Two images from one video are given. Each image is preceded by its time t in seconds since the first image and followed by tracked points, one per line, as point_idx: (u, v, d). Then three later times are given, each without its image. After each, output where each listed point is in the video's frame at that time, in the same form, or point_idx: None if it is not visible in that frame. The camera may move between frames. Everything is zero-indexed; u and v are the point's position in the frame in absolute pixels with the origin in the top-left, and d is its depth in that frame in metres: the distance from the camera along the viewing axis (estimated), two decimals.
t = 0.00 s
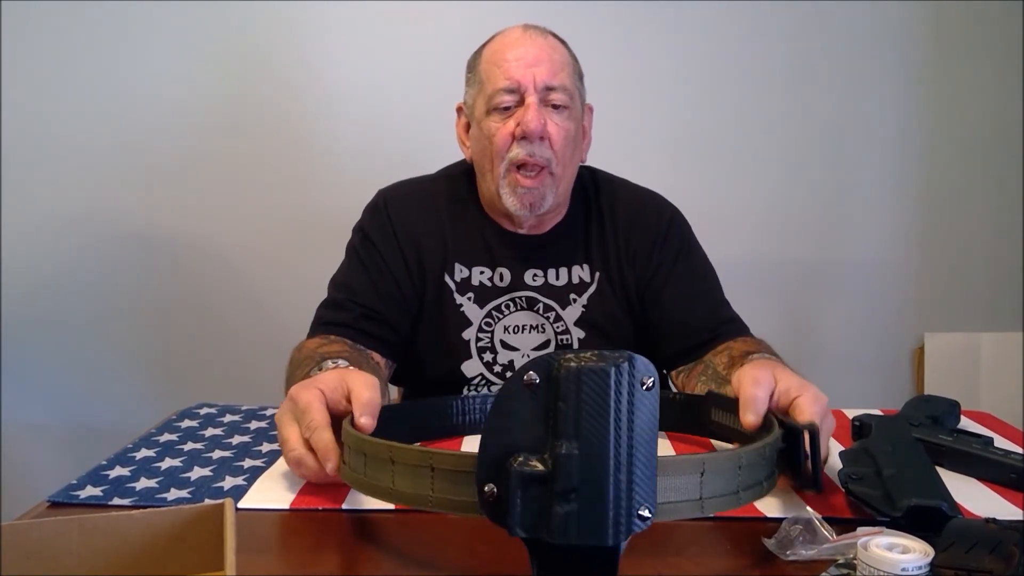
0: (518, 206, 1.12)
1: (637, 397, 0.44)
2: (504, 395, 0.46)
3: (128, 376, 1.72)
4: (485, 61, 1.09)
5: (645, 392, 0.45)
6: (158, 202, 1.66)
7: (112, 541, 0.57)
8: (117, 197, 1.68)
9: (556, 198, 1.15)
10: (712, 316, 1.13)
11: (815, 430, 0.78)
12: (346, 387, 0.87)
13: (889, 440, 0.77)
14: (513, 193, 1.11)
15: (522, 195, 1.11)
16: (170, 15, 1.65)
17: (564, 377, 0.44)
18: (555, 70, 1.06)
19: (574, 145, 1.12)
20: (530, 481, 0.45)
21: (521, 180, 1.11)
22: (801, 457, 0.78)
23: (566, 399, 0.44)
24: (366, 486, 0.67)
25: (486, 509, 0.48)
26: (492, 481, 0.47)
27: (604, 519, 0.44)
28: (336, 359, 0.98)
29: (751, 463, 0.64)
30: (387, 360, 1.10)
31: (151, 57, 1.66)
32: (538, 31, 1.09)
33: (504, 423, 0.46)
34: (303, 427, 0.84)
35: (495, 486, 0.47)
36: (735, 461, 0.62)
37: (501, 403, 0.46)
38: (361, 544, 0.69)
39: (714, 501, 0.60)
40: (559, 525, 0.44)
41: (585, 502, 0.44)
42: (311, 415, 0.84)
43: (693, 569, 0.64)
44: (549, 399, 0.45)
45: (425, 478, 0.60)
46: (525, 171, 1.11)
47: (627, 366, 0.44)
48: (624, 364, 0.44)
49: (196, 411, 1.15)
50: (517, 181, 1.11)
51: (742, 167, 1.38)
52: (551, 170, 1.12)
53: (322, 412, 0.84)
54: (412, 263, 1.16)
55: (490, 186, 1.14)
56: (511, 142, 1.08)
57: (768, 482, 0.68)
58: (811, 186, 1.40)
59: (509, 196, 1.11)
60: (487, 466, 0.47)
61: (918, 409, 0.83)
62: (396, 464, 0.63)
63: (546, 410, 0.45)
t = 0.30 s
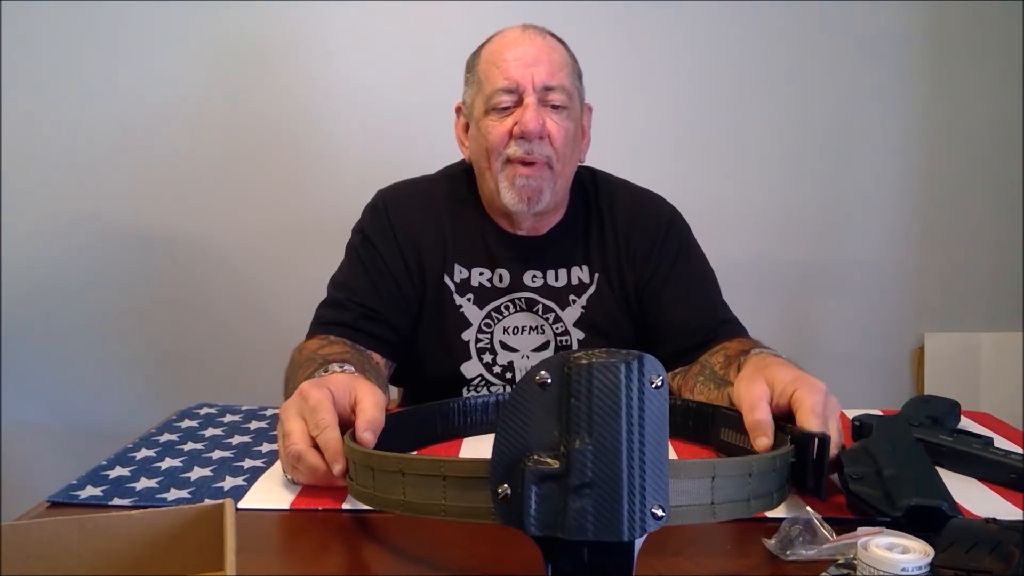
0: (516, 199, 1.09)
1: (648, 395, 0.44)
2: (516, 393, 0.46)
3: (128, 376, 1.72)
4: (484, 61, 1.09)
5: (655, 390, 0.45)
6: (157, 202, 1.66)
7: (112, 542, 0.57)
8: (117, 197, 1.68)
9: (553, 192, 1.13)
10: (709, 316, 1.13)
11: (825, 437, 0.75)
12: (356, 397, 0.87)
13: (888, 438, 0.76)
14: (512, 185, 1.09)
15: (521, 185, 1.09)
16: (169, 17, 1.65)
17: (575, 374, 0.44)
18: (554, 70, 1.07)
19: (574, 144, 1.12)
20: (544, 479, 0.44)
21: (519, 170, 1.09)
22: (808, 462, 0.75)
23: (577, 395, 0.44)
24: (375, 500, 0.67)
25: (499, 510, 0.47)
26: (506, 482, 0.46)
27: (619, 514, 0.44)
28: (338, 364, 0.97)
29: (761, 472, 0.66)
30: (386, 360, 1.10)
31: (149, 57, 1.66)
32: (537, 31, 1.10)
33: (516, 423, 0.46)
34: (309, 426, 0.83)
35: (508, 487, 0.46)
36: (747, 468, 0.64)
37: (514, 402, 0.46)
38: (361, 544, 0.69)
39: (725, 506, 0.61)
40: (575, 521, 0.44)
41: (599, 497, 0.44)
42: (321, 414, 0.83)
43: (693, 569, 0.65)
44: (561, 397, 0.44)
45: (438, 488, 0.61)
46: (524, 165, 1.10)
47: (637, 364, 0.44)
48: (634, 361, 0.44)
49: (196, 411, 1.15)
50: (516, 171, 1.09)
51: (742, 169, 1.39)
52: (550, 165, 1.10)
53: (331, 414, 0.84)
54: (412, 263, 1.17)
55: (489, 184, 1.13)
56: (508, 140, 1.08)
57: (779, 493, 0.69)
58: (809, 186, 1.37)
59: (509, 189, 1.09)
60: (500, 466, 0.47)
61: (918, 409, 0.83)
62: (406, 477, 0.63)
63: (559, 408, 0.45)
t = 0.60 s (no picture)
0: (519, 196, 1.10)
1: (657, 397, 0.43)
2: (523, 393, 0.45)
3: (128, 376, 1.72)
4: (486, 61, 1.09)
5: (663, 392, 0.44)
6: (156, 203, 1.67)
7: (113, 541, 0.57)
8: (118, 198, 1.68)
9: (555, 192, 1.13)
10: (710, 316, 1.12)
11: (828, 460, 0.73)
12: (359, 398, 0.88)
13: (888, 437, 0.75)
14: (514, 182, 1.10)
15: (524, 183, 1.10)
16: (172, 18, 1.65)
17: (583, 375, 0.43)
18: (556, 72, 1.06)
19: (575, 146, 1.13)
20: (551, 482, 0.43)
21: (521, 171, 1.10)
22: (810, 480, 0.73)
23: (585, 397, 0.43)
24: (379, 502, 0.67)
25: (504, 509, 0.46)
26: (512, 482, 0.46)
27: (625, 516, 0.43)
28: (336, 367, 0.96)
29: (766, 477, 0.65)
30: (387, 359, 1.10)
31: (149, 58, 1.66)
32: (539, 31, 1.09)
33: (523, 424, 0.45)
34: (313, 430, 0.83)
35: (514, 488, 0.46)
36: (752, 474, 0.63)
37: (521, 401, 0.45)
38: (363, 544, 0.69)
39: (730, 511, 0.61)
40: (580, 523, 0.43)
41: (606, 499, 0.43)
42: (325, 416, 0.83)
43: (691, 569, 0.65)
44: (568, 399, 0.43)
45: (442, 489, 0.60)
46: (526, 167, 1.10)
47: (646, 366, 0.43)
48: (643, 363, 0.43)
49: (196, 411, 1.15)
50: (517, 171, 1.10)
51: (742, 167, 1.39)
52: (552, 166, 1.11)
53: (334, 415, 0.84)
54: (413, 264, 1.17)
55: (490, 184, 1.14)
56: (510, 141, 1.09)
57: (783, 499, 0.68)
58: (811, 184, 1.38)
59: (510, 186, 1.10)
60: (505, 466, 0.46)
61: (920, 409, 0.83)
62: (411, 478, 0.63)
63: (566, 409, 0.44)
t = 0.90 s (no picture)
0: (517, 201, 1.12)
1: (644, 395, 0.46)
2: (514, 395, 0.47)
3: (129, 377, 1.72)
4: (488, 60, 1.09)
5: (651, 390, 0.46)
6: (156, 203, 1.67)
7: (114, 541, 0.57)
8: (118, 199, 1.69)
9: (555, 195, 1.15)
10: (711, 315, 1.11)
11: (825, 462, 0.74)
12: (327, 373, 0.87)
13: (875, 434, 0.76)
14: (513, 187, 1.12)
15: (522, 189, 1.11)
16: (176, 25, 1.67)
17: (573, 376, 0.45)
18: (556, 71, 1.06)
19: (576, 146, 1.13)
20: (542, 482, 0.46)
21: (520, 175, 1.11)
22: (807, 480, 0.74)
23: (575, 396, 0.45)
24: (374, 502, 0.67)
25: (497, 511, 0.48)
26: (504, 484, 0.48)
27: (615, 514, 0.46)
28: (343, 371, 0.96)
29: (761, 471, 0.66)
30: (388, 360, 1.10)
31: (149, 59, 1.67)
32: (540, 31, 1.09)
33: (514, 426, 0.47)
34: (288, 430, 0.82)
35: (505, 489, 0.47)
36: (746, 468, 0.64)
37: (512, 404, 0.47)
38: (363, 544, 0.69)
39: (725, 507, 0.61)
40: (572, 522, 0.45)
41: (596, 498, 0.45)
42: (295, 404, 0.83)
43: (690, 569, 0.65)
44: (558, 399, 0.46)
45: (436, 490, 0.61)
46: (526, 167, 1.11)
47: (634, 365, 0.46)
48: (630, 363, 0.46)
49: (196, 411, 1.15)
50: (517, 174, 1.11)
51: (742, 167, 1.36)
52: (553, 169, 1.12)
53: (306, 398, 0.83)
54: (415, 264, 1.16)
55: (489, 185, 1.14)
56: (512, 142, 1.08)
57: (779, 494, 0.68)
58: (810, 185, 1.31)
59: (509, 192, 1.12)
60: (497, 469, 0.48)
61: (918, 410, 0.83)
62: (405, 479, 0.64)
63: (556, 409, 0.46)
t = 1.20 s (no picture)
0: (525, 203, 1.12)
1: (638, 395, 0.52)
2: (513, 397, 0.52)
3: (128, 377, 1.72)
4: (496, 62, 1.10)
5: (645, 390, 0.52)
6: (156, 204, 1.67)
7: (114, 541, 0.57)
8: (118, 199, 1.69)
9: (563, 199, 1.14)
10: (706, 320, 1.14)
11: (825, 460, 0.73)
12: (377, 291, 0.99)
13: (873, 435, 0.76)
14: (521, 189, 1.11)
15: (530, 190, 1.11)
16: (175, 24, 1.67)
17: (568, 377, 0.51)
18: (567, 74, 1.07)
19: (585, 150, 1.11)
20: (537, 482, 0.51)
21: (529, 176, 1.11)
22: (806, 481, 0.73)
23: (569, 398, 0.51)
24: (371, 502, 0.68)
25: (493, 511, 0.53)
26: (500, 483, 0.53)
27: (608, 511, 0.51)
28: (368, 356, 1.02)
29: (758, 469, 0.66)
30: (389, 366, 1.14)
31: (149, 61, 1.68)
32: (551, 33, 1.10)
33: (513, 428, 0.53)
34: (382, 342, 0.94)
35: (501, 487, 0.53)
36: (741, 466, 0.65)
37: (511, 407, 0.52)
38: (364, 545, 0.69)
39: (718, 504, 0.62)
40: (567, 519, 0.51)
41: (589, 496, 0.51)
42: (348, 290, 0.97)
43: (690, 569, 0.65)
44: (552, 401, 0.52)
45: (431, 491, 0.62)
46: (533, 169, 1.11)
47: (628, 367, 0.51)
48: (624, 365, 0.51)
49: (196, 411, 1.15)
50: (525, 176, 1.11)
51: (742, 167, 1.27)
52: (560, 172, 1.11)
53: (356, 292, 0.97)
54: (413, 269, 1.17)
55: (496, 187, 1.14)
56: (521, 144, 1.09)
57: (776, 493, 0.69)
58: (810, 185, 1.26)
59: (516, 194, 1.12)
60: (496, 470, 0.53)
61: (918, 409, 0.83)
62: (400, 480, 0.65)
63: (550, 411, 0.52)
